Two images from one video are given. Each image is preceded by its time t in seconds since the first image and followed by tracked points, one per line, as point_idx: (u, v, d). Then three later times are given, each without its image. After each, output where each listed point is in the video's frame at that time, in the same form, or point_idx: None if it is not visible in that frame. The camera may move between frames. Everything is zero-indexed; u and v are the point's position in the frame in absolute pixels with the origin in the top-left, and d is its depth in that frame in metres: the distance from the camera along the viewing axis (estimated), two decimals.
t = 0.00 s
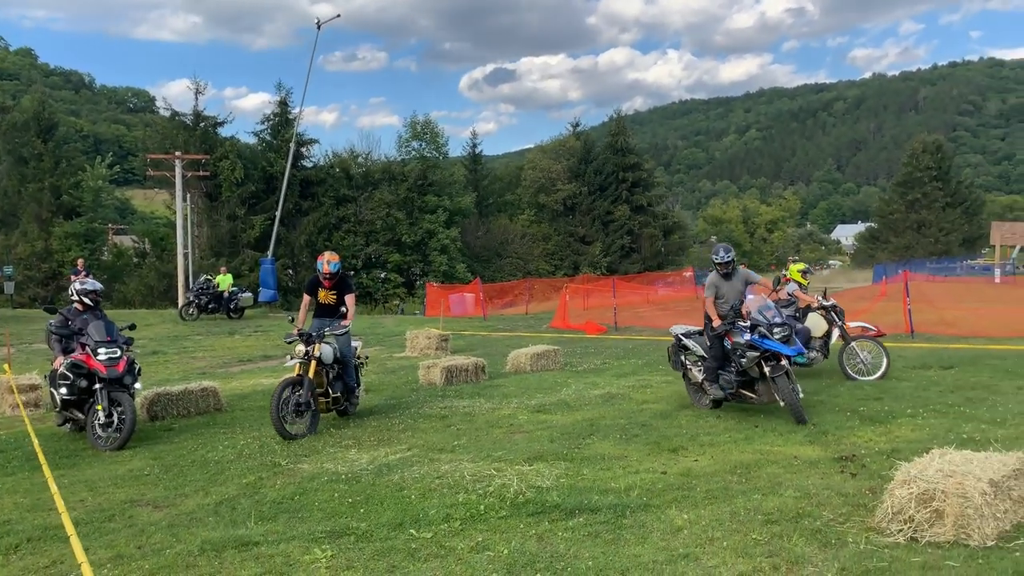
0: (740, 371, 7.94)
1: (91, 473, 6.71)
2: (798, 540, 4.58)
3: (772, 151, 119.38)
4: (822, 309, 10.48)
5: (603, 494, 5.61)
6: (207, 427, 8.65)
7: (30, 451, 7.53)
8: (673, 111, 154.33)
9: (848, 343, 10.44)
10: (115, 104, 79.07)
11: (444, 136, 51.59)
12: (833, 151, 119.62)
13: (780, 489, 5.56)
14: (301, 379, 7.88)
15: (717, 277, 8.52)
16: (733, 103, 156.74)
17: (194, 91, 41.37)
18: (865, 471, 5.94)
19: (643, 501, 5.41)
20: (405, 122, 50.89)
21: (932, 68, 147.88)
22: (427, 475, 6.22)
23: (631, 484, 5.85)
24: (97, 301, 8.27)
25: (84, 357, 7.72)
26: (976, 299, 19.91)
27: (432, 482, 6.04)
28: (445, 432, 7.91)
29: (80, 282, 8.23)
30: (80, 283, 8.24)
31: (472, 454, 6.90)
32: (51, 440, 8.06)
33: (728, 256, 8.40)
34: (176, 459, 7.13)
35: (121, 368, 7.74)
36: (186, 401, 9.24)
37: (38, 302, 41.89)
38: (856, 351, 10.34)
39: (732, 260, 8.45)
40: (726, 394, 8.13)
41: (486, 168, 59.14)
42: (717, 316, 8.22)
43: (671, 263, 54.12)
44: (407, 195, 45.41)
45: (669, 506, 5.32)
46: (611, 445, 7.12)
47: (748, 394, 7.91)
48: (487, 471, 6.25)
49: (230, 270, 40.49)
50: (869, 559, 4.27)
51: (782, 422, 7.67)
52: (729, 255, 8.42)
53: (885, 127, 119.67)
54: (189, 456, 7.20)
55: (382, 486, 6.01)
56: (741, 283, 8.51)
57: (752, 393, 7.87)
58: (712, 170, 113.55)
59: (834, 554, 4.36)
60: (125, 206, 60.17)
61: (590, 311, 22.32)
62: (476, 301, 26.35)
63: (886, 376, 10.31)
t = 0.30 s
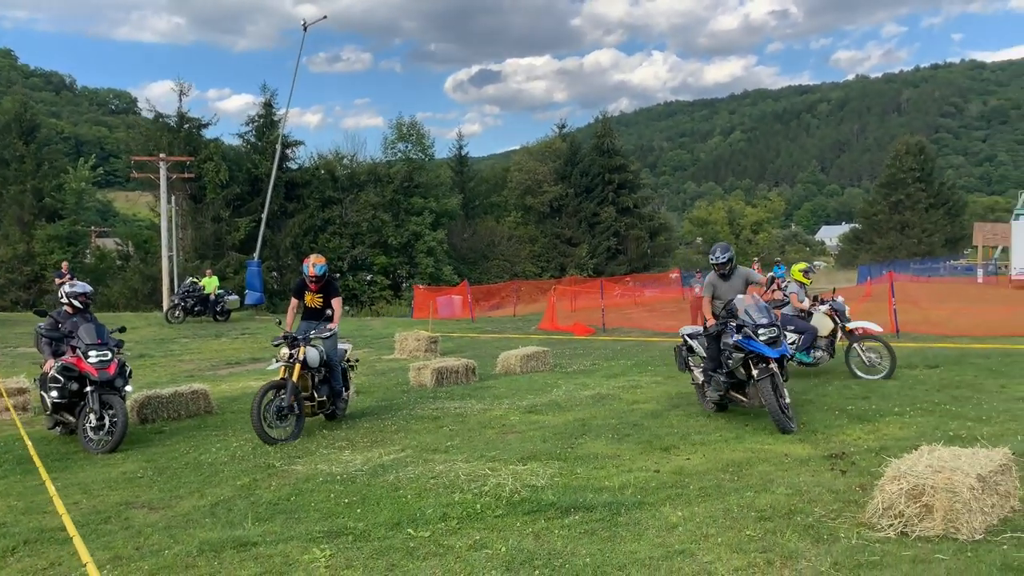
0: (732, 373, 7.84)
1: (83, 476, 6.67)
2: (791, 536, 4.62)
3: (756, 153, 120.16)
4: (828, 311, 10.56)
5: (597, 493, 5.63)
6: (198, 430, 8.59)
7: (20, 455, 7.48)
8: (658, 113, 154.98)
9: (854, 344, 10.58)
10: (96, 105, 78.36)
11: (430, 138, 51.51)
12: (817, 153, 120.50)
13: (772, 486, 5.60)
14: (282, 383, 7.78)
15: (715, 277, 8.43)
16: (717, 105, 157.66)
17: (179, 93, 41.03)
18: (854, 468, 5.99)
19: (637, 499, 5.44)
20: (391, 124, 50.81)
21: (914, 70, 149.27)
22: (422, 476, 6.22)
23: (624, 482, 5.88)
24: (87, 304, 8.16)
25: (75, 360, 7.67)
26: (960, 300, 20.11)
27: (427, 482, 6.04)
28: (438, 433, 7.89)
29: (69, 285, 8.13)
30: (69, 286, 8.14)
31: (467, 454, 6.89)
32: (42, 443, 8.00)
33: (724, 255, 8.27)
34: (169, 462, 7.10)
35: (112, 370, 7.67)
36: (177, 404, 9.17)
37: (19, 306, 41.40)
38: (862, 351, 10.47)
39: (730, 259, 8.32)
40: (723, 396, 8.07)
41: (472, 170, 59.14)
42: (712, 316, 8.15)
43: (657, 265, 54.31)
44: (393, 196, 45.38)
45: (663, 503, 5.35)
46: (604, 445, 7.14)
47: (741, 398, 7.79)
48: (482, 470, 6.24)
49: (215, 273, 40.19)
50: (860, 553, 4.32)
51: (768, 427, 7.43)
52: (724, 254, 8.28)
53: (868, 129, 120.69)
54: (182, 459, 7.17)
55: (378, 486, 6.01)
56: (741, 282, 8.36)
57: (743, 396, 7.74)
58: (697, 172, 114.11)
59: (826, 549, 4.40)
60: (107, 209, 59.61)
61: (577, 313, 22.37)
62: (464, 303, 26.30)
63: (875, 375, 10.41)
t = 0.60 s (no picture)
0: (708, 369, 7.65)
1: (75, 472, 6.67)
2: (779, 524, 4.68)
3: (739, 149, 120.89)
4: (835, 304, 10.52)
5: (588, 483, 5.70)
6: (188, 425, 8.56)
7: (11, 452, 7.45)
8: (641, 108, 155.43)
9: (861, 337, 10.51)
10: (76, 100, 77.44)
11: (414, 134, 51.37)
12: (798, 148, 121.43)
13: (759, 476, 5.67)
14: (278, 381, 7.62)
15: (704, 271, 8.21)
16: (700, 101, 158.37)
17: (161, 88, 40.48)
18: (839, 459, 6.07)
19: (628, 490, 5.50)
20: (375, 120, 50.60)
21: (893, 66, 150.72)
22: (414, 469, 6.24)
23: (614, 473, 5.94)
24: (75, 301, 8.12)
25: (64, 356, 7.61)
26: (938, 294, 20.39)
27: (419, 475, 6.06)
28: (428, 427, 7.89)
29: (57, 282, 8.08)
30: (57, 283, 8.08)
31: (457, 448, 6.90)
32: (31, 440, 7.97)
33: (714, 247, 8.04)
34: (160, 458, 7.10)
35: (102, 367, 7.60)
36: (165, 400, 9.10)
37: None
38: (868, 346, 10.41)
39: (720, 251, 8.08)
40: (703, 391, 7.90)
41: (457, 165, 59.04)
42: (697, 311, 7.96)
43: (641, 260, 54.58)
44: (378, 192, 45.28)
45: (652, 493, 5.42)
46: (593, 437, 7.18)
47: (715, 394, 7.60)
48: (473, 463, 6.26)
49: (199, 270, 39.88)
50: (846, 540, 4.38)
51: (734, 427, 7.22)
52: (715, 245, 8.05)
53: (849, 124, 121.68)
54: (174, 455, 7.17)
55: (371, 480, 6.04)
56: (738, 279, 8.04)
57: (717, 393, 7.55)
58: (680, 167, 114.67)
59: (813, 537, 4.46)
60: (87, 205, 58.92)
61: (563, 308, 22.43)
62: (450, 299, 26.28)
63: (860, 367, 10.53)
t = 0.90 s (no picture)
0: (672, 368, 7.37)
1: (54, 472, 6.59)
2: (757, 518, 4.73)
3: (716, 147, 121.71)
4: (835, 299, 10.47)
5: (569, 480, 5.72)
6: (168, 424, 8.46)
7: None
8: (619, 107, 155.98)
9: (861, 332, 10.44)
10: (48, 95, 76.18)
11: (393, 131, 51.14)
12: (775, 147, 122.59)
13: (737, 472, 5.73)
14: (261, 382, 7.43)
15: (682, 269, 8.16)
16: (678, 100, 159.30)
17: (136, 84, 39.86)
18: (816, 454, 6.13)
19: (610, 486, 5.53)
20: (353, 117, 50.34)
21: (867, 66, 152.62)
22: (397, 467, 6.22)
23: (595, 470, 5.97)
24: (51, 300, 8.01)
25: (41, 356, 7.48)
26: (910, 291, 20.72)
27: (401, 473, 6.05)
28: (409, 425, 7.88)
29: (33, 281, 7.97)
30: (32, 282, 7.96)
31: (439, 445, 6.89)
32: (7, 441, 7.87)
33: (690, 244, 8.01)
34: (140, 457, 7.01)
35: (80, 366, 7.48)
36: (144, 399, 8.99)
37: None
38: (868, 341, 10.33)
39: (696, 249, 8.04)
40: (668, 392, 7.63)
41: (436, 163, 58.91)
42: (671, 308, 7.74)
43: (620, 258, 54.87)
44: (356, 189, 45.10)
45: (634, 489, 5.45)
46: (574, 434, 7.22)
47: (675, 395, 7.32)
48: (455, 461, 6.25)
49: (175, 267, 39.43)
50: (823, 533, 4.45)
51: (688, 430, 6.96)
52: (691, 242, 8.03)
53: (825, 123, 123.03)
54: (154, 454, 7.09)
55: (352, 478, 6.01)
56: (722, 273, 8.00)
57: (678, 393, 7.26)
58: (658, 166, 115.31)
59: (790, 531, 4.52)
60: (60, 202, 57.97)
61: (544, 305, 22.48)
62: (429, 296, 26.18)
63: (837, 364, 10.66)
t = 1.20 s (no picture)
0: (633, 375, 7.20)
1: (28, 479, 6.48)
2: (735, 522, 4.77)
3: (696, 153, 122.72)
4: (834, 305, 10.59)
5: (549, 485, 5.73)
6: (144, 431, 8.35)
7: None
8: (599, 112, 156.79)
9: (859, 337, 10.59)
10: (21, 97, 75.12)
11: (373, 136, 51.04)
12: (753, 153, 123.83)
13: (714, 476, 5.77)
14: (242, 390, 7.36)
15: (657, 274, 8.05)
16: (658, 106, 160.48)
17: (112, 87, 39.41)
18: (792, 458, 6.20)
19: (588, 491, 5.55)
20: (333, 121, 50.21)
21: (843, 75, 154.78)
22: (376, 473, 6.18)
23: (575, 475, 5.98)
24: (25, 305, 7.90)
25: (14, 361, 7.35)
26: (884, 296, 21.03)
27: (380, 479, 6.01)
28: (389, 431, 7.85)
29: (7, 286, 7.85)
30: (6, 287, 7.84)
31: (418, 451, 6.87)
32: None
33: (665, 249, 7.86)
34: (116, 464, 6.91)
35: (55, 372, 7.37)
36: (120, 406, 8.87)
37: None
38: (867, 345, 10.49)
39: (671, 253, 7.92)
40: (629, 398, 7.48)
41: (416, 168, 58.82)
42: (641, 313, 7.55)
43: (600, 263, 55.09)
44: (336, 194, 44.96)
45: (613, 494, 5.47)
46: (554, 439, 7.22)
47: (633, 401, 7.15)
48: (435, 467, 6.24)
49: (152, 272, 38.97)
50: (800, 537, 4.49)
51: (638, 440, 6.86)
52: (666, 247, 7.86)
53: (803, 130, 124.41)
54: (130, 461, 6.99)
55: (331, 485, 5.98)
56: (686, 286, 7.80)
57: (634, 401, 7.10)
58: (638, 172, 116.02)
59: (767, 535, 4.55)
60: (34, 206, 57.08)
61: (525, 310, 22.50)
62: (409, 301, 26.07)
63: (814, 370, 10.78)
